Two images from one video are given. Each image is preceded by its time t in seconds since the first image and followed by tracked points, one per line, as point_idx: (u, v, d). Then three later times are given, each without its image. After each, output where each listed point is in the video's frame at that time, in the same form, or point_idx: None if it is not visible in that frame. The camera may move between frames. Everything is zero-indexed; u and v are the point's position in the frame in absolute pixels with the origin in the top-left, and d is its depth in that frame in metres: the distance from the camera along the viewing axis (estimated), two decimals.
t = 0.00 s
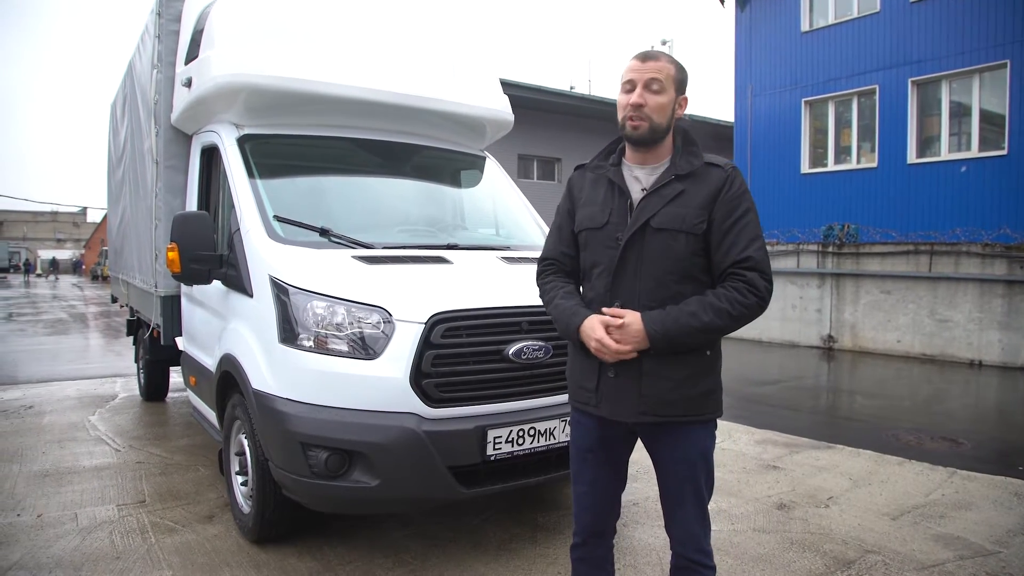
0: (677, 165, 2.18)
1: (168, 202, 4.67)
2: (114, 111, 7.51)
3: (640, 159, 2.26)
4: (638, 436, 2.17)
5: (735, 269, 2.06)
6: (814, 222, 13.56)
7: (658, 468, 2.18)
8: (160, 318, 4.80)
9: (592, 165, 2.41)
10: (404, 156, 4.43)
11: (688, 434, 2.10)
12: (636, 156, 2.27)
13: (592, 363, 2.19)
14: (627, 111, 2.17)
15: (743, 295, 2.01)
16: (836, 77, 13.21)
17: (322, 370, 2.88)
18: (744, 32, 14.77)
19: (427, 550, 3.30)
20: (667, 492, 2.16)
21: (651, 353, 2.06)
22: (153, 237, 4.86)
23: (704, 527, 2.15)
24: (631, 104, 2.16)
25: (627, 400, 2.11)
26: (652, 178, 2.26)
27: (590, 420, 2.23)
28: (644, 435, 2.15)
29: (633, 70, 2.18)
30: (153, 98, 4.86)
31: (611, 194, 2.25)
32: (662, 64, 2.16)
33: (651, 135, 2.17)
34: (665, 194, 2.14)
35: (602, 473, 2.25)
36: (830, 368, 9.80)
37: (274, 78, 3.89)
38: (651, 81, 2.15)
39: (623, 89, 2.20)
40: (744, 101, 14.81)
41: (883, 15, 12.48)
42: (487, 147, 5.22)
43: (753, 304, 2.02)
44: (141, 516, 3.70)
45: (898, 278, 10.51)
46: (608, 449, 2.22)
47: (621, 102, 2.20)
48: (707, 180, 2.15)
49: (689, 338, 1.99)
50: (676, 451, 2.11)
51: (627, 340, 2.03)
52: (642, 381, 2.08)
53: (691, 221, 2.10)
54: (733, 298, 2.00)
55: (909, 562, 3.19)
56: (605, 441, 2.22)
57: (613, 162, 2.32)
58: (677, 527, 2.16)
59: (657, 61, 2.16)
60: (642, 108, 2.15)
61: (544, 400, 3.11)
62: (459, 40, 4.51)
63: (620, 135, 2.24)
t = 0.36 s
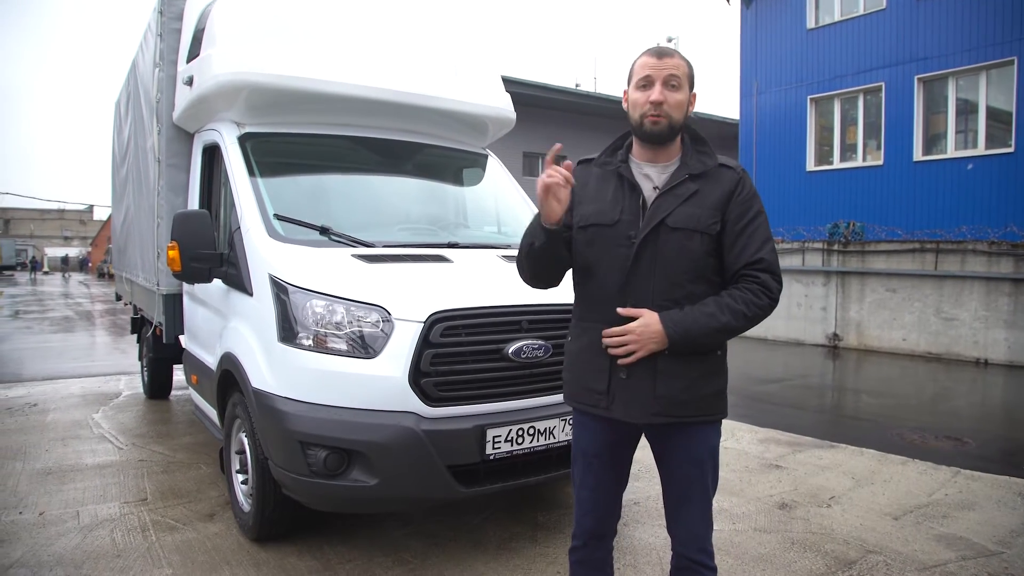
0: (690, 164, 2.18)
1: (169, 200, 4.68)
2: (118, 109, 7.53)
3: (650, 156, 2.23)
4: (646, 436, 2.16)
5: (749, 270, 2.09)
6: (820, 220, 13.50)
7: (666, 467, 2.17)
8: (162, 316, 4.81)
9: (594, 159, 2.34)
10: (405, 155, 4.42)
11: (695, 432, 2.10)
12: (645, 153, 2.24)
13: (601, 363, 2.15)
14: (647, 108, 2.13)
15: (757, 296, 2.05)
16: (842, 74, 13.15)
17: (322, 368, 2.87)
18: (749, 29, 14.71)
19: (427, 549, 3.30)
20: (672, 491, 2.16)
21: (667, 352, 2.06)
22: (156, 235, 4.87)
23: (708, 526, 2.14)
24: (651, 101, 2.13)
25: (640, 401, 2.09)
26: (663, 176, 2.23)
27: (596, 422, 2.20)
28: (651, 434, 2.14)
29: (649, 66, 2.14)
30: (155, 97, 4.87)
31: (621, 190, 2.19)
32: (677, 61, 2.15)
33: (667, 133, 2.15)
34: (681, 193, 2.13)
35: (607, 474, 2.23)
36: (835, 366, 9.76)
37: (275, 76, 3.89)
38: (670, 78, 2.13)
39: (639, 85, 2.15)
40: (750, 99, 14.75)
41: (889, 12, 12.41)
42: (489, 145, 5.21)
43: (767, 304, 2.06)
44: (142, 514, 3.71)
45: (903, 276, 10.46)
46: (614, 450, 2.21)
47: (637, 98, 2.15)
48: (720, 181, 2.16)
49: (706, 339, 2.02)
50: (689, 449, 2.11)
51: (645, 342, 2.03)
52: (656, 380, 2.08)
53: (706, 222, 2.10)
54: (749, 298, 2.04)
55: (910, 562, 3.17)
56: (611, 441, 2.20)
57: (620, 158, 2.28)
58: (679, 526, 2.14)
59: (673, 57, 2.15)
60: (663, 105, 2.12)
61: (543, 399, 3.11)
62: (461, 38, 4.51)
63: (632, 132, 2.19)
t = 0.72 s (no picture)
0: (699, 167, 2.18)
1: (170, 199, 4.68)
2: (120, 109, 7.54)
3: (659, 158, 2.22)
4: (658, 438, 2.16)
5: (759, 270, 2.11)
6: (823, 218, 13.47)
7: (674, 469, 2.17)
8: (163, 315, 4.82)
9: (598, 159, 2.28)
10: (405, 154, 4.41)
11: (709, 432, 2.11)
12: (653, 155, 2.23)
13: (620, 369, 2.10)
14: (659, 110, 2.11)
15: (768, 294, 2.06)
16: (846, 72, 13.10)
17: (319, 368, 2.87)
18: (753, 27, 14.67)
19: (425, 549, 3.30)
20: (679, 491, 2.16)
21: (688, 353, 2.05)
22: (156, 235, 4.88)
23: (713, 527, 2.15)
24: (664, 103, 2.10)
25: (663, 406, 2.06)
26: (673, 179, 2.22)
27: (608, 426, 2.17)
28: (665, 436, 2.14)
29: (663, 68, 2.12)
30: (155, 96, 4.87)
31: (632, 193, 2.15)
32: (691, 64, 2.14)
33: (676, 136, 2.14)
34: (694, 197, 2.12)
35: (616, 479, 2.21)
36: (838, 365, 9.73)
37: (276, 76, 3.89)
38: (684, 80, 2.12)
39: (651, 86, 2.13)
40: (753, 97, 14.71)
41: (894, 10, 12.36)
42: (490, 144, 5.20)
43: (776, 302, 2.07)
44: (142, 514, 3.72)
45: (906, 274, 10.42)
46: (626, 455, 2.18)
47: (649, 100, 2.13)
48: (729, 184, 2.18)
49: (723, 336, 1.97)
50: (702, 451, 2.11)
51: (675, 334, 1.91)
52: (678, 384, 2.06)
53: (720, 225, 2.11)
54: (762, 297, 2.04)
55: (910, 563, 3.16)
56: (621, 445, 2.17)
57: (626, 158, 2.23)
58: (684, 527, 2.15)
59: (687, 61, 2.14)
60: (676, 107, 2.11)
61: (541, 399, 3.10)
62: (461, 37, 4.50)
63: (643, 133, 2.16)
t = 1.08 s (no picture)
0: (706, 172, 2.16)
1: (167, 199, 4.67)
2: (118, 107, 7.52)
3: (663, 166, 2.21)
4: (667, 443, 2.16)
5: (768, 273, 2.11)
6: (824, 218, 13.45)
7: (680, 470, 2.18)
8: (160, 316, 4.81)
9: (603, 166, 2.28)
10: (403, 154, 4.40)
11: (720, 437, 2.11)
12: (657, 162, 2.21)
13: (632, 378, 2.10)
14: (657, 122, 2.11)
15: (777, 297, 2.08)
16: (846, 71, 13.08)
17: (316, 371, 2.86)
18: (753, 26, 14.64)
19: (422, 551, 3.30)
20: (685, 495, 2.16)
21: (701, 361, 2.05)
22: (154, 235, 4.87)
23: (717, 529, 2.16)
24: (660, 113, 2.10)
25: (676, 413, 2.07)
26: (679, 185, 2.21)
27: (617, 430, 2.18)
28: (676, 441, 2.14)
29: (655, 78, 2.11)
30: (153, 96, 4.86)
31: (639, 203, 2.15)
32: (685, 68, 2.11)
33: (678, 146, 2.14)
34: (701, 204, 2.11)
35: (623, 483, 2.20)
36: (837, 365, 9.71)
37: (274, 77, 3.88)
38: (678, 88, 2.10)
39: (647, 98, 2.13)
40: (753, 96, 14.69)
41: (894, 9, 12.34)
42: (488, 144, 5.19)
43: (786, 304, 2.09)
44: (139, 515, 3.71)
45: (906, 273, 10.41)
46: (633, 460, 2.18)
47: (646, 112, 2.13)
48: (737, 188, 2.16)
49: (733, 342, 2.00)
50: (709, 456, 2.11)
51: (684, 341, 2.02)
52: (692, 392, 2.06)
53: (728, 231, 2.10)
54: (772, 301, 2.06)
55: (907, 566, 3.16)
56: (630, 450, 2.17)
57: (631, 166, 2.22)
58: (688, 529, 2.16)
59: (680, 65, 2.11)
60: (673, 118, 2.10)
61: (538, 401, 3.10)
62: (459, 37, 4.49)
63: (643, 144, 2.16)
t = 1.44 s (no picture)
0: (711, 172, 2.14)
1: (164, 198, 4.64)
2: (115, 105, 7.49)
3: (668, 167, 2.21)
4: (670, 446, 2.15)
5: (774, 276, 2.07)
6: (820, 217, 13.46)
7: (683, 475, 2.17)
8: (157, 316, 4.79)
9: (611, 168, 2.29)
10: (401, 154, 4.39)
11: (721, 442, 2.09)
12: (663, 163, 2.21)
13: (631, 378, 2.11)
14: (660, 119, 2.10)
15: (783, 301, 2.03)
16: (844, 71, 13.09)
17: (314, 372, 2.85)
18: (751, 25, 14.64)
19: (421, 552, 3.29)
20: (687, 500, 2.16)
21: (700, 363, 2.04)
22: (150, 234, 4.85)
23: (719, 534, 2.15)
24: (661, 111, 2.10)
25: (673, 415, 2.07)
26: (684, 186, 2.20)
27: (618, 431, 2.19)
28: (678, 444, 2.13)
29: (654, 76, 2.11)
30: (150, 95, 4.84)
31: (642, 204, 2.16)
32: (683, 66, 2.11)
33: (683, 143, 2.13)
34: (704, 205, 2.09)
35: (624, 484, 2.21)
36: (834, 364, 9.73)
37: (271, 76, 3.87)
38: (679, 84, 2.10)
39: (648, 97, 2.13)
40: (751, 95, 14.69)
41: (892, 9, 12.36)
42: (486, 144, 5.18)
43: (793, 309, 2.04)
44: (135, 516, 3.69)
45: (903, 273, 10.43)
46: (634, 461, 2.18)
47: (647, 110, 2.13)
48: (743, 189, 2.13)
49: (730, 345, 1.98)
50: (707, 459, 2.10)
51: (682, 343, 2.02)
52: (690, 394, 2.06)
53: (732, 232, 2.07)
54: (776, 305, 2.02)
55: (906, 567, 3.16)
56: (631, 452, 2.18)
57: (637, 167, 2.23)
58: (690, 534, 2.15)
59: (678, 63, 2.12)
60: (676, 113, 2.09)
61: (537, 403, 3.09)
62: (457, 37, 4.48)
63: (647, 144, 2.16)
